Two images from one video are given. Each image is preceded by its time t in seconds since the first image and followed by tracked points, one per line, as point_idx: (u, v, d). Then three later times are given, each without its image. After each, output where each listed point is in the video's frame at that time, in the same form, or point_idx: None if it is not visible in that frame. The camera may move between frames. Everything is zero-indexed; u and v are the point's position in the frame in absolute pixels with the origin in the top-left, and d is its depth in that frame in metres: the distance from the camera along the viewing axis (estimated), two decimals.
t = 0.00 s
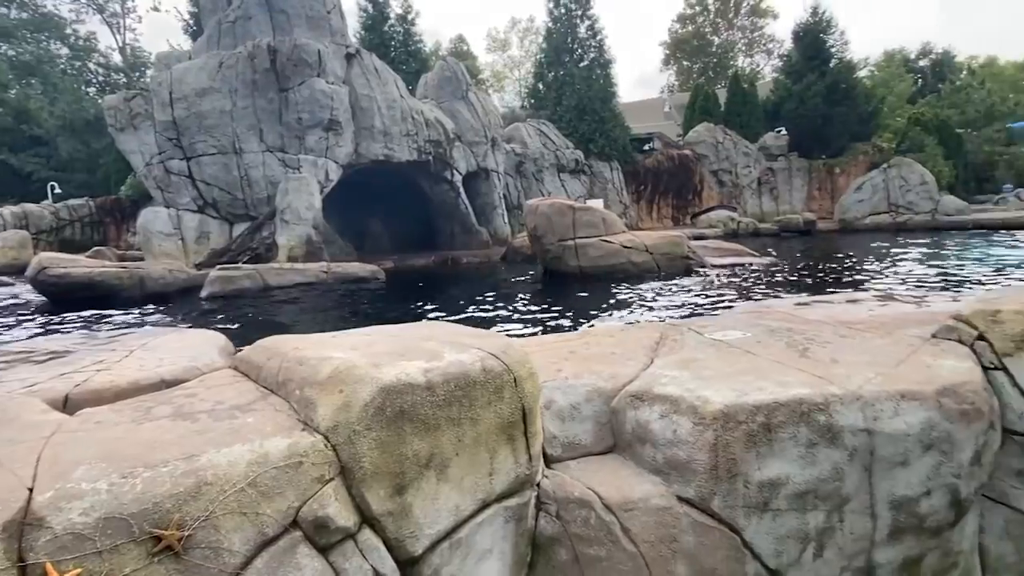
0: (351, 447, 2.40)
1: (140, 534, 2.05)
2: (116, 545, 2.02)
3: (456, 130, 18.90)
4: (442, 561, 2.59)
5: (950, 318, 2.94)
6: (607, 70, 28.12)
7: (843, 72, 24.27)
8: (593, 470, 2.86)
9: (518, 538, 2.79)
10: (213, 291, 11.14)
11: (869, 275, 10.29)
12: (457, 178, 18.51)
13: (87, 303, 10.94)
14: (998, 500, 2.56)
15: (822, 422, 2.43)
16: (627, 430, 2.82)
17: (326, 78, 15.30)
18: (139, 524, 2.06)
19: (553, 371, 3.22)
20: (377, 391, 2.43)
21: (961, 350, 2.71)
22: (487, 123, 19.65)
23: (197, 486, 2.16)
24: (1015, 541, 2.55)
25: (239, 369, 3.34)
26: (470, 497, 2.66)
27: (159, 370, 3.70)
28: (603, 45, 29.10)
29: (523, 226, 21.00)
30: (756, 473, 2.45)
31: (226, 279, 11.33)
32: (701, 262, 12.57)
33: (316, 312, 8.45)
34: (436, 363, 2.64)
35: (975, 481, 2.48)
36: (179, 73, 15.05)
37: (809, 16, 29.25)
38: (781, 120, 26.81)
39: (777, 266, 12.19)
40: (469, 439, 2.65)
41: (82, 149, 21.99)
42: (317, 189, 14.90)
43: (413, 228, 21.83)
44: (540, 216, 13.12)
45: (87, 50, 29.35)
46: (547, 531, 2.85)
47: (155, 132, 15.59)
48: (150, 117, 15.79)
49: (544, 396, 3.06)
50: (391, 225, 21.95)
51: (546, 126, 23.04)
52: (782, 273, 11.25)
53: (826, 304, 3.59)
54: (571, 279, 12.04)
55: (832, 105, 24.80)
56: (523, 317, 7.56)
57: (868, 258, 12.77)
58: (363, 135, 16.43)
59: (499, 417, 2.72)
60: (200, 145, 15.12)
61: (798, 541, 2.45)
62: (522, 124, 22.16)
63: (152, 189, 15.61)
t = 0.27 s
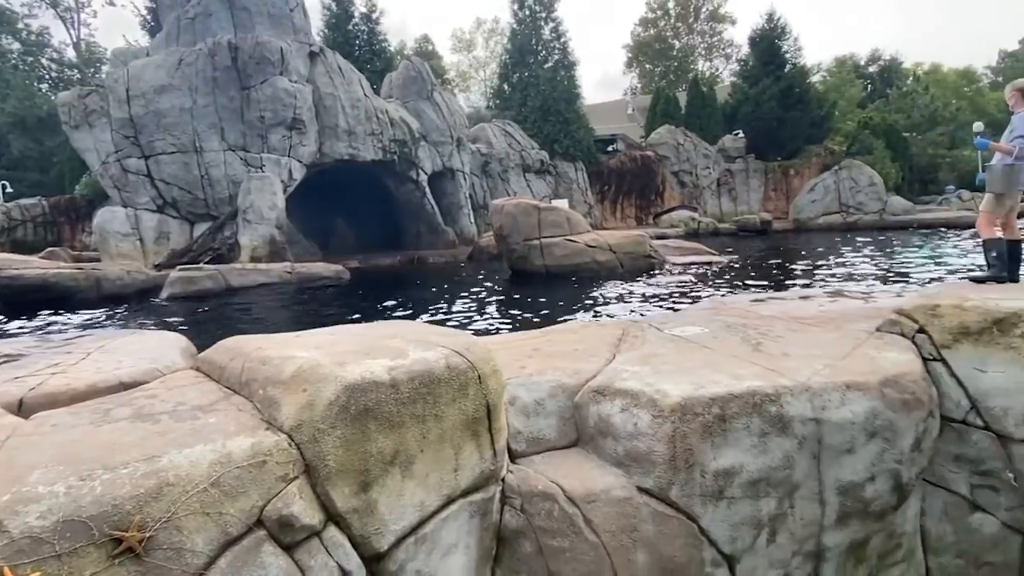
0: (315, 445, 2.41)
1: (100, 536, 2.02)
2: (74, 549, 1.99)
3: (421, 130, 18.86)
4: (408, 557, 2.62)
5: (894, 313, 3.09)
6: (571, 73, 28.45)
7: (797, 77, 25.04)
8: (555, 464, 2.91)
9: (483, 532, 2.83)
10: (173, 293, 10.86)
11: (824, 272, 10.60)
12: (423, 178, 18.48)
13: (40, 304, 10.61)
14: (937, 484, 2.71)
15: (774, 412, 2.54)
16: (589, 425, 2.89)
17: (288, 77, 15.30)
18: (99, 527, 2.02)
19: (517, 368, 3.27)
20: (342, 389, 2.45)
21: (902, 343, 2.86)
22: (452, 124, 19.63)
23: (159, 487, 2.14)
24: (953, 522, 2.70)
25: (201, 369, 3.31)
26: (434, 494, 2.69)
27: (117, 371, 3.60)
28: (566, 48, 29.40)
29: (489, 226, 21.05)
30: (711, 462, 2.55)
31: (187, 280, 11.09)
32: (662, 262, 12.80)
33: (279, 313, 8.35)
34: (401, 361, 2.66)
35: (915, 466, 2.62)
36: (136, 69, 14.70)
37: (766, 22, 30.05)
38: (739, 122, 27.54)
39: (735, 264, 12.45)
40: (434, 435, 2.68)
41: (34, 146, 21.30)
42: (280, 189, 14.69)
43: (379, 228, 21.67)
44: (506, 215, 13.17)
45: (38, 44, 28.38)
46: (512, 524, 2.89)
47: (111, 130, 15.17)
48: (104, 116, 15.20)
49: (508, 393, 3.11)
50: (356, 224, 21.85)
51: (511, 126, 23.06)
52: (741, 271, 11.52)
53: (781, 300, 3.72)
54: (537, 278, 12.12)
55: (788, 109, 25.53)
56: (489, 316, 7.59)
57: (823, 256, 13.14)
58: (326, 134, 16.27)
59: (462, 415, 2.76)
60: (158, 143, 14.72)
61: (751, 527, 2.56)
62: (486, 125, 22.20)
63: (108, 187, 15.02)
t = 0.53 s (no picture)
0: (285, 445, 2.42)
1: (66, 538, 1.99)
2: (39, 551, 1.95)
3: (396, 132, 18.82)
4: (379, 554, 2.63)
5: (849, 311, 3.20)
6: (547, 76, 28.58)
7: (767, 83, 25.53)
8: (526, 461, 2.96)
9: (453, 529, 2.86)
10: (143, 292, 10.93)
11: (793, 273, 10.80)
12: (398, 179, 18.44)
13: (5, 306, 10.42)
14: (890, 474, 2.81)
15: (734, 408, 2.63)
16: (558, 422, 2.94)
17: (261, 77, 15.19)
18: (65, 528, 1.99)
19: (488, 368, 3.31)
20: (311, 389, 2.46)
21: (856, 340, 2.97)
22: (428, 126, 19.63)
23: (127, 488, 2.12)
24: (904, 511, 2.80)
25: (171, 372, 3.29)
26: (405, 491, 2.71)
27: (89, 375, 3.48)
28: (542, 51, 29.57)
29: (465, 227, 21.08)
30: (675, 457, 2.62)
31: (157, 280, 11.15)
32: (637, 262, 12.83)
33: (250, 315, 8.29)
34: (372, 361, 2.68)
35: (868, 457, 2.72)
36: (104, 67, 14.50)
37: (736, 28, 30.60)
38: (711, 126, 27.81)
39: (705, 265, 12.65)
40: (404, 434, 2.70)
41: None
42: (254, 189, 14.57)
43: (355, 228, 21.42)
44: (480, 217, 13.39)
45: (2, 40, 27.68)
46: (482, 520, 2.93)
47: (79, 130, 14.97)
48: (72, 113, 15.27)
49: (479, 392, 3.14)
50: (333, 225, 21.70)
51: (487, 128, 23.10)
52: (712, 271, 11.66)
53: (747, 299, 3.82)
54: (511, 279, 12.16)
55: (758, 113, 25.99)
56: (461, 317, 7.65)
57: (790, 257, 13.40)
58: (301, 135, 16.15)
59: (433, 414, 2.78)
60: (128, 143, 14.56)
61: (713, 519, 2.64)
62: (463, 127, 22.20)
63: (76, 188, 14.95)
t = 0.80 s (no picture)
0: (256, 442, 2.43)
1: (32, 536, 1.98)
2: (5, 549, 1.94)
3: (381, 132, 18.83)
4: (349, 549, 2.65)
5: (813, 311, 3.28)
6: (532, 78, 28.61)
7: (747, 87, 25.75)
8: (498, 457, 3.00)
9: (426, 524, 2.89)
10: (123, 292, 11.00)
11: (768, 273, 10.90)
12: (383, 179, 18.46)
13: None
14: (851, 467, 2.92)
15: (700, 404, 2.71)
16: (530, 419, 2.95)
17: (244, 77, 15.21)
18: (30, 527, 1.98)
19: (463, 366, 3.33)
20: (283, 387, 2.48)
21: (819, 339, 3.06)
22: (413, 127, 19.65)
23: (95, 486, 2.11)
24: (866, 503, 2.93)
25: (142, 372, 3.25)
26: (377, 487, 2.73)
27: (63, 375, 3.36)
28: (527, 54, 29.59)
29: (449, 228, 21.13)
30: (642, 452, 2.69)
31: (138, 279, 11.22)
32: (617, 263, 12.84)
33: (227, 315, 8.24)
34: (344, 360, 2.70)
35: (830, 452, 2.82)
36: (84, 65, 14.33)
37: (718, 33, 30.82)
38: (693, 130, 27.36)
39: (684, 266, 12.78)
40: (375, 432, 2.72)
41: None
42: (237, 189, 14.56)
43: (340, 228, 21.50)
44: (464, 219, 13.55)
45: None
46: (454, 516, 2.96)
47: (58, 128, 14.83)
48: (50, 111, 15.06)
49: (454, 390, 3.17)
50: (316, 224, 21.66)
51: (471, 129, 23.11)
52: (690, 272, 11.74)
53: (720, 299, 3.89)
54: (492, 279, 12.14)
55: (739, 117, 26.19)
56: (438, 316, 7.67)
57: (767, 258, 13.54)
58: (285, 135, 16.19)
59: (405, 411, 2.81)
60: (108, 142, 14.46)
61: (680, 512, 2.72)
62: (448, 128, 22.21)
63: (54, 186, 14.86)
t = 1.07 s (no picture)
0: (238, 437, 2.45)
1: (11, 530, 1.99)
2: None
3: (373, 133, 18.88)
4: (331, 543, 2.68)
5: (792, 310, 3.50)
6: (524, 80, 28.65)
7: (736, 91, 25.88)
8: (480, 453, 3.04)
9: (408, 519, 2.92)
10: (112, 291, 10.93)
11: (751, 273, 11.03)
12: (374, 180, 18.49)
13: None
14: (826, 464, 3.14)
15: (677, 402, 2.77)
16: (512, 416, 2.97)
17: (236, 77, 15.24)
18: (9, 520, 1.99)
19: (447, 364, 3.36)
20: (264, 384, 2.49)
21: (796, 337, 3.27)
22: (404, 128, 19.69)
23: (75, 481, 2.12)
24: (841, 498, 3.14)
25: (124, 369, 3.22)
26: (359, 482, 2.75)
27: (50, 373, 3.36)
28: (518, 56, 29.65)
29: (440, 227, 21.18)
30: (620, 449, 2.73)
31: (127, 278, 11.16)
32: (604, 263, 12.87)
33: (213, 313, 8.24)
34: (324, 358, 2.72)
35: (804, 448, 2.96)
36: (74, 63, 14.39)
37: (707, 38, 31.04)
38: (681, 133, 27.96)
39: (670, 267, 12.88)
40: (357, 428, 2.74)
41: None
42: (228, 189, 14.56)
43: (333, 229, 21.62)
44: (453, 218, 13.62)
45: None
46: (435, 511, 3.00)
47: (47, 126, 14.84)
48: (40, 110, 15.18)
49: (439, 387, 3.19)
50: (309, 224, 21.71)
51: (464, 131, 23.14)
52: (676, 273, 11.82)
53: (703, 299, 3.98)
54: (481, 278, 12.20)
55: (727, 120, 26.42)
56: (423, 315, 7.72)
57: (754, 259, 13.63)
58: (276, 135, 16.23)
59: (387, 408, 2.83)
60: (98, 140, 14.47)
61: (658, 506, 2.78)
62: (439, 129, 22.23)
63: (44, 184, 14.94)
